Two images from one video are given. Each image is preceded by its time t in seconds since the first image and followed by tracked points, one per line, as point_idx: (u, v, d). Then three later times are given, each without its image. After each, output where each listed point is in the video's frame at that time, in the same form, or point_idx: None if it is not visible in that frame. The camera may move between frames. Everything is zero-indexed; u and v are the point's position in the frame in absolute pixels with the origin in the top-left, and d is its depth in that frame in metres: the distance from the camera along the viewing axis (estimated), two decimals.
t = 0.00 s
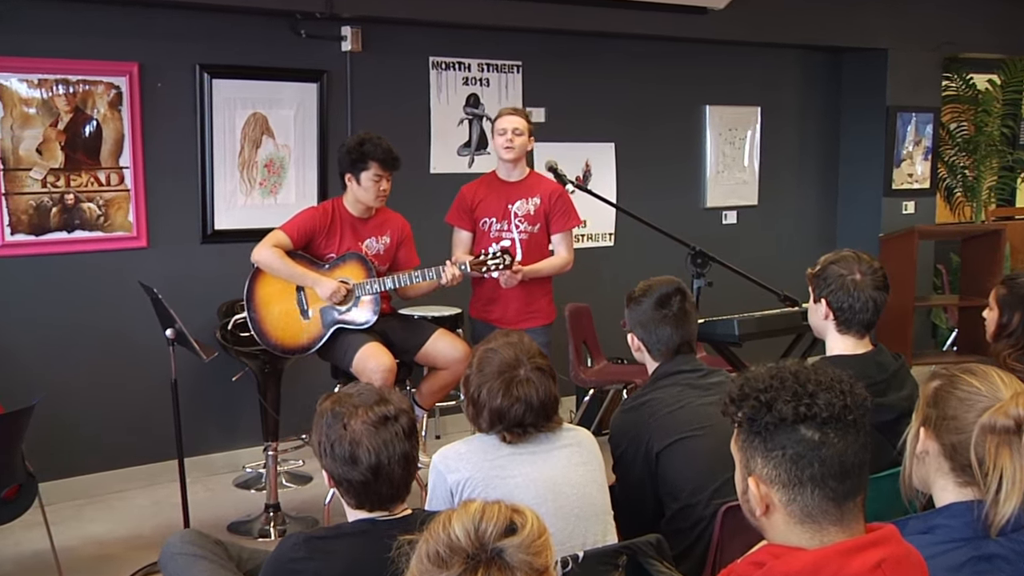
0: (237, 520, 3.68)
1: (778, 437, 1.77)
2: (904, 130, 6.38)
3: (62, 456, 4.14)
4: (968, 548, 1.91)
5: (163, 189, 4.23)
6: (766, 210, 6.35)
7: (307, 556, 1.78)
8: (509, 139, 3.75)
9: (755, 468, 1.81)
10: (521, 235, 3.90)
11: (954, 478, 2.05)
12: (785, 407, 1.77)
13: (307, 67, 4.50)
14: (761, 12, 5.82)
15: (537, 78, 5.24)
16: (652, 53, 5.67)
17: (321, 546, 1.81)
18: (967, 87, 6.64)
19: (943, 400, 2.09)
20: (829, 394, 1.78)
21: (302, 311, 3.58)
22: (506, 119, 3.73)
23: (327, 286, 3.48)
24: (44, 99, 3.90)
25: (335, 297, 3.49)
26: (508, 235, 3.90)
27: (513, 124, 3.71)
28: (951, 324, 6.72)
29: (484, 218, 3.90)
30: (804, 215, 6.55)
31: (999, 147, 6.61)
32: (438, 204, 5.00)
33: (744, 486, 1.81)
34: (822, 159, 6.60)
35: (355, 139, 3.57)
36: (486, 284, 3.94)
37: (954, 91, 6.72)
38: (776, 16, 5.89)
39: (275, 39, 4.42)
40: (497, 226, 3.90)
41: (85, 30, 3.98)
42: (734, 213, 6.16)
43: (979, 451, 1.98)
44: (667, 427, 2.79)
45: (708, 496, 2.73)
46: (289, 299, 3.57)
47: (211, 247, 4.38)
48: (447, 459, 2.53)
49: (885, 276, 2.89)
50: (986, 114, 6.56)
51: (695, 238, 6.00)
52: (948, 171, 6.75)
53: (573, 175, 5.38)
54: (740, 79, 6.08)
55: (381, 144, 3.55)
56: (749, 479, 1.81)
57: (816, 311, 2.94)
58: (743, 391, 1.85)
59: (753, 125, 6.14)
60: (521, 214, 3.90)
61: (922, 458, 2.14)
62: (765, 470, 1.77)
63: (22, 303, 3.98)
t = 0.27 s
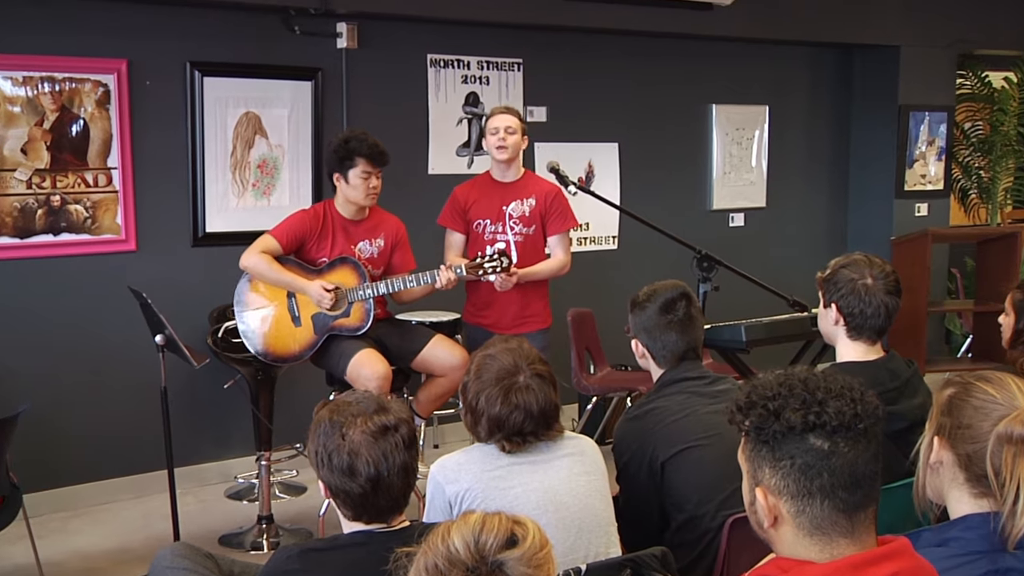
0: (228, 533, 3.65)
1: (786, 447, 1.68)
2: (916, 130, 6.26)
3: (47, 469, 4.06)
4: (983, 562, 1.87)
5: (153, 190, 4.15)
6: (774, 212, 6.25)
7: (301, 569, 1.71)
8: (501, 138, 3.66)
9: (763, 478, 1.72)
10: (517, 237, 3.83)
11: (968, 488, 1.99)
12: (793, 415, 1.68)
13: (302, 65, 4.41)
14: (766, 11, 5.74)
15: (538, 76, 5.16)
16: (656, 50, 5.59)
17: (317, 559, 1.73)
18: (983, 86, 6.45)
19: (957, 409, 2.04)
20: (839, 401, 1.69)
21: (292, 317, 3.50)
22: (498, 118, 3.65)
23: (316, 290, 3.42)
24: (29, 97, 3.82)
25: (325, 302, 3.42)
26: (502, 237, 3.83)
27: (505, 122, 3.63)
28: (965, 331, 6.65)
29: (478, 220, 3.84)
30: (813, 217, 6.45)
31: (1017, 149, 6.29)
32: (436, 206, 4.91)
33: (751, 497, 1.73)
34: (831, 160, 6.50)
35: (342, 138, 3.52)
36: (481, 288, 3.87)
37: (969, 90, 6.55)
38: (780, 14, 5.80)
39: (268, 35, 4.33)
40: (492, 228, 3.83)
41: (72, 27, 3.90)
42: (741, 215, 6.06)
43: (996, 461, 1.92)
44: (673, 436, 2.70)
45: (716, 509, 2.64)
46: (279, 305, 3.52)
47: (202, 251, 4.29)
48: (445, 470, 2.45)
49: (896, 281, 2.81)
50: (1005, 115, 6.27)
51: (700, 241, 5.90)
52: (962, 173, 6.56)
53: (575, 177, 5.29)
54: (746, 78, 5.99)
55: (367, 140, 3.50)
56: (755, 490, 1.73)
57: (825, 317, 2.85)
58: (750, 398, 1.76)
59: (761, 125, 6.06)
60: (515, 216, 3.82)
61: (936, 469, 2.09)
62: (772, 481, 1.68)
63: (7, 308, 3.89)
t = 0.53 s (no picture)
0: (220, 544, 3.57)
1: (795, 455, 1.64)
2: (929, 128, 6.19)
3: (31, 480, 3.97)
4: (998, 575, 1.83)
5: (142, 190, 4.06)
6: (783, 214, 6.14)
7: None
8: (496, 138, 3.59)
9: (770, 488, 1.68)
10: (516, 239, 3.74)
11: (984, 498, 1.97)
12: (802, 424, 1.63)
13: (296, 62, 4.33)
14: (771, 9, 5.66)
15: (538, 74, 5.07)
16: (659, 46, 5.50)
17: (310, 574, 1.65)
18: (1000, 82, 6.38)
19: (973, 416, 2.01)
20: (849, 408, 1.65)
21: (285, 323, 3.44)
22: (492, 117, 3.58)
23: (311, 296, 3.36)
24: (14, 95, 3.74)
25: (320, 309, 3.37)
26: (501, 239, 3.74)
27: (499, 121, 3.56)
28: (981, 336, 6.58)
29: (476, 222, 3.75)
30: (823, 218, 6.34)
31: None
32: (434, 207, 4.82)
33: (758, 508, 1.68)
34: (842, 160, 6.39)
35: (337, 141, 3.42)
36: (480, 291, 3.77)
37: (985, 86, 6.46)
38: (785, 12, 5.72)
39: (261, 31, 4.25)
40: (490, 230, 3.74)
41: (59, 23, 3.82)
42: (749, 216, 5.96)
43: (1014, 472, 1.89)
44: (679, 444, 2.62)
45: (722, 520, 2.55)
46: (269, 311, 3.44)
47: (192, 253, 4.21)
48: (444, 478, 2.37)
49: (905, 284, 2.74)
50: None
51: (707, 243, 5.80)
52: (977, 174, 6.50)
53: (577, 176, 5.20)
54: (753, 76, 5.90)
55: (363, 146, 3.40)
56: (762, 500, 1.68)
57: (835, 322, 2.77)
58: (756, 405, 1.71)
59: (769, 122, 5.96)
60: (515, 218, 3.74)
61: (949, 478, 2.05)
62: (780, 490, 1.64)
63: None
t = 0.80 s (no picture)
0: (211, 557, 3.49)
1: (804, 464, 1.67)
2: (943, 125, 6.14)
3: (16, 488, 3.89)
4: None
5: (129, 190, 3.98)
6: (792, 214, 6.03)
7: None
8: (496, 138, 3.52)
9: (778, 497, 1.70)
10: (519, 241, 3.65)
11: (1001, 508, 1.91)
12: (811, 431, 1.66)
13: (290, 59, 4.25)
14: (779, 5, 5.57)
15: (540, 71, 4.99)
16: (664, 42, 5.40)
17: None
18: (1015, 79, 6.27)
19: (988, 423, 1.94)
20: (858, 417, 1.68)
21: (279, 327, 3.35)
22: (492, 116, 3.51)
23: (306, 299, 3.26)
24: None
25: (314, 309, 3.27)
26: (504, 240, 3.66)
27: (500, 121, 3.49)
28: (997, 341, 6.50)
29: (477, 223, 3.67)
30: (835, 218, 6.23)
31: None
32: (433, 208, 4.74)
33: (767, 518, 1.70)
34: (854, 158, 6.28)
35: (330, 136, 3.36)
36: (481, 295, 3.70)
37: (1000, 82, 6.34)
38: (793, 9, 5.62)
39: (254, 26, 4.17)
40: (492, 232, 3.66)
41: (46, 18, 3.74)
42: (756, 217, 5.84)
43: None
44: (685, 452, 2.54)
45: (730, 529, 2.47)
46: (264, 313, 3.35)
47: (182, 255, 4.13)
48: (442, 488, 2.30)
49: (918, 286, 2.65)
50: None
51: (714, 245, 5.70)
52: (992, 173, 6.43)
53: (579, 176, 5.09)
54: (762, 73, 5.79)
55: (357, 140, 3.33)
56: (772, 509, 1.70)
57: (846, 325, 2.69)
58: (765, 413, 1.75)
59: (778, 120, 5.85)
60: (517, 219, 3.65)
61: (964, 487, 1.98)
62: (789, 499, 1.66)
63: None
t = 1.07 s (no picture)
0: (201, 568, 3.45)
1: (814, 472, 1.60)
2: (957, 122, 6.08)
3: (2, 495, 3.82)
4: None
5: (118, 189, 3.90)
6: (801, 214, 5.92)
7: None
8: (513, 138, 3.44)
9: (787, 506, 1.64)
10: (527, 244, 3.58)
11: (1017, 519, 1.82)
12: (821, 438, 1.59)
13: (284, 55, 4.18)
14: None
15: (542, 67, 4.90)
16: (670, 38, 5.30)
17: None
18: None
19: (1004, 432, 1.87)
20: (869, 422, 1.61)
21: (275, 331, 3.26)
22: (508, 115, 3.43)
23: (307, 303, 3.19)
24: None
25: (315, 316, 3.20)
26: (512, 243, 3.57)
27: (516, 120, 3.42)
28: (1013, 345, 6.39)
29: (484, 225, 3.57)
30: (846, 218, 6.11)
31: None
32: (432, 207, 4.65)
33: (775, 528, 1.64)
34: (867, 157, 6.18)
35: (342, 136, 3.26)
36: (486, 300, 3.60)
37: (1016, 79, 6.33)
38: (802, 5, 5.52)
39: (246, 21, 4.09)
40: (500, 235, 3.56)
41: (33, 13, 3.67)
42: (764, 218, 5.72)
43: None
44: (690, 461, 2.45)
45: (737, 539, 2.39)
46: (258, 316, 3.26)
47: (172, 257, 4.04)
48: (441, 498, 2.24)
49: (933, 290, 2.57)
50: None
51: (721, 247, 5.60)
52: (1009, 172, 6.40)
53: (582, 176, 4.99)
54: (772, 68, 5.68)
55: (369, 145, 3.26)
56: (780, 519, 1.64)
57: (857, 329, 2.61)
58: (773, 419, 1.68)
59: (787, 117, 5.73)
60: (526, 221, 3.57)
61: (978, 498, 1.89)
62: (799, 509, 1.60)
63: None
